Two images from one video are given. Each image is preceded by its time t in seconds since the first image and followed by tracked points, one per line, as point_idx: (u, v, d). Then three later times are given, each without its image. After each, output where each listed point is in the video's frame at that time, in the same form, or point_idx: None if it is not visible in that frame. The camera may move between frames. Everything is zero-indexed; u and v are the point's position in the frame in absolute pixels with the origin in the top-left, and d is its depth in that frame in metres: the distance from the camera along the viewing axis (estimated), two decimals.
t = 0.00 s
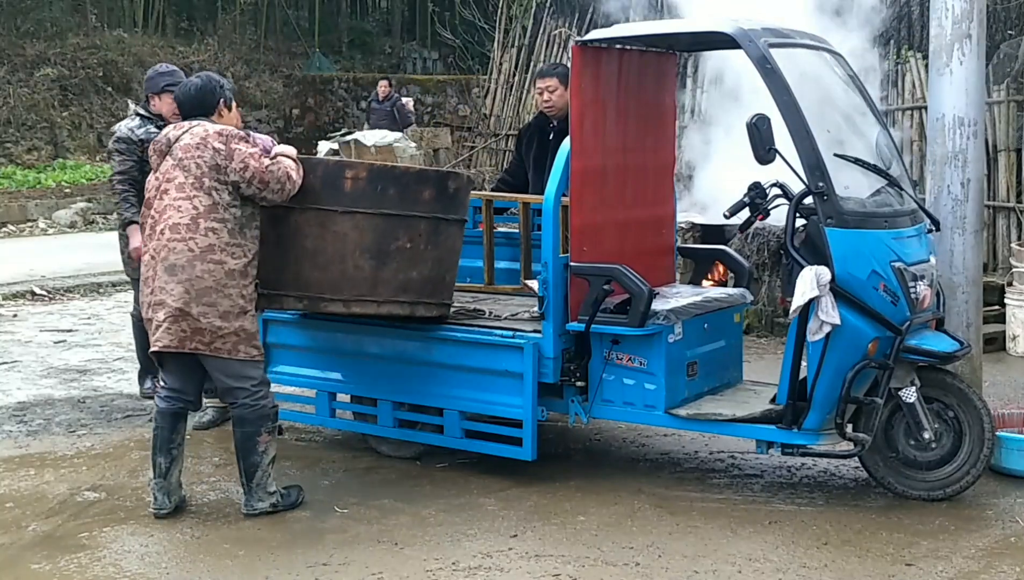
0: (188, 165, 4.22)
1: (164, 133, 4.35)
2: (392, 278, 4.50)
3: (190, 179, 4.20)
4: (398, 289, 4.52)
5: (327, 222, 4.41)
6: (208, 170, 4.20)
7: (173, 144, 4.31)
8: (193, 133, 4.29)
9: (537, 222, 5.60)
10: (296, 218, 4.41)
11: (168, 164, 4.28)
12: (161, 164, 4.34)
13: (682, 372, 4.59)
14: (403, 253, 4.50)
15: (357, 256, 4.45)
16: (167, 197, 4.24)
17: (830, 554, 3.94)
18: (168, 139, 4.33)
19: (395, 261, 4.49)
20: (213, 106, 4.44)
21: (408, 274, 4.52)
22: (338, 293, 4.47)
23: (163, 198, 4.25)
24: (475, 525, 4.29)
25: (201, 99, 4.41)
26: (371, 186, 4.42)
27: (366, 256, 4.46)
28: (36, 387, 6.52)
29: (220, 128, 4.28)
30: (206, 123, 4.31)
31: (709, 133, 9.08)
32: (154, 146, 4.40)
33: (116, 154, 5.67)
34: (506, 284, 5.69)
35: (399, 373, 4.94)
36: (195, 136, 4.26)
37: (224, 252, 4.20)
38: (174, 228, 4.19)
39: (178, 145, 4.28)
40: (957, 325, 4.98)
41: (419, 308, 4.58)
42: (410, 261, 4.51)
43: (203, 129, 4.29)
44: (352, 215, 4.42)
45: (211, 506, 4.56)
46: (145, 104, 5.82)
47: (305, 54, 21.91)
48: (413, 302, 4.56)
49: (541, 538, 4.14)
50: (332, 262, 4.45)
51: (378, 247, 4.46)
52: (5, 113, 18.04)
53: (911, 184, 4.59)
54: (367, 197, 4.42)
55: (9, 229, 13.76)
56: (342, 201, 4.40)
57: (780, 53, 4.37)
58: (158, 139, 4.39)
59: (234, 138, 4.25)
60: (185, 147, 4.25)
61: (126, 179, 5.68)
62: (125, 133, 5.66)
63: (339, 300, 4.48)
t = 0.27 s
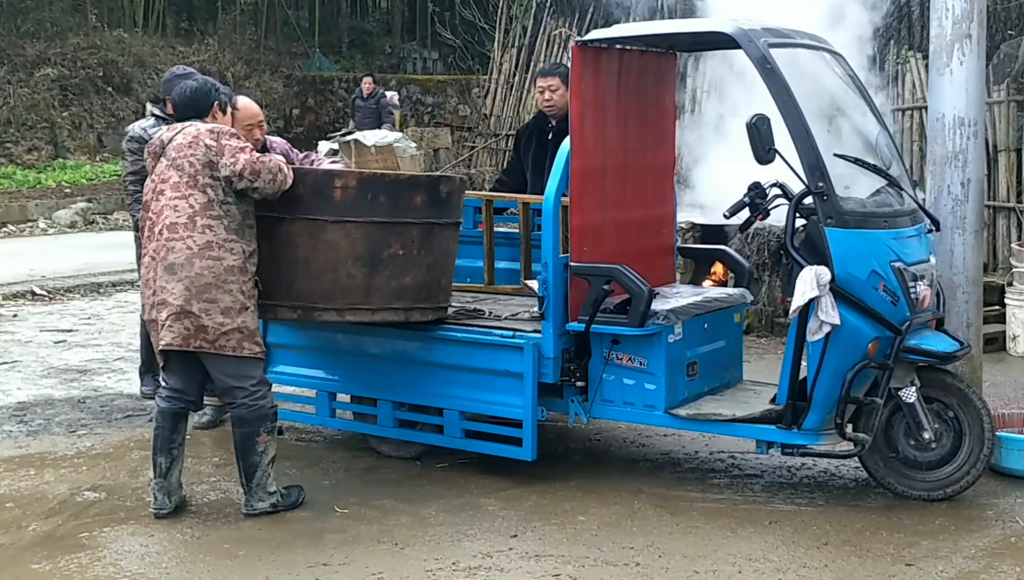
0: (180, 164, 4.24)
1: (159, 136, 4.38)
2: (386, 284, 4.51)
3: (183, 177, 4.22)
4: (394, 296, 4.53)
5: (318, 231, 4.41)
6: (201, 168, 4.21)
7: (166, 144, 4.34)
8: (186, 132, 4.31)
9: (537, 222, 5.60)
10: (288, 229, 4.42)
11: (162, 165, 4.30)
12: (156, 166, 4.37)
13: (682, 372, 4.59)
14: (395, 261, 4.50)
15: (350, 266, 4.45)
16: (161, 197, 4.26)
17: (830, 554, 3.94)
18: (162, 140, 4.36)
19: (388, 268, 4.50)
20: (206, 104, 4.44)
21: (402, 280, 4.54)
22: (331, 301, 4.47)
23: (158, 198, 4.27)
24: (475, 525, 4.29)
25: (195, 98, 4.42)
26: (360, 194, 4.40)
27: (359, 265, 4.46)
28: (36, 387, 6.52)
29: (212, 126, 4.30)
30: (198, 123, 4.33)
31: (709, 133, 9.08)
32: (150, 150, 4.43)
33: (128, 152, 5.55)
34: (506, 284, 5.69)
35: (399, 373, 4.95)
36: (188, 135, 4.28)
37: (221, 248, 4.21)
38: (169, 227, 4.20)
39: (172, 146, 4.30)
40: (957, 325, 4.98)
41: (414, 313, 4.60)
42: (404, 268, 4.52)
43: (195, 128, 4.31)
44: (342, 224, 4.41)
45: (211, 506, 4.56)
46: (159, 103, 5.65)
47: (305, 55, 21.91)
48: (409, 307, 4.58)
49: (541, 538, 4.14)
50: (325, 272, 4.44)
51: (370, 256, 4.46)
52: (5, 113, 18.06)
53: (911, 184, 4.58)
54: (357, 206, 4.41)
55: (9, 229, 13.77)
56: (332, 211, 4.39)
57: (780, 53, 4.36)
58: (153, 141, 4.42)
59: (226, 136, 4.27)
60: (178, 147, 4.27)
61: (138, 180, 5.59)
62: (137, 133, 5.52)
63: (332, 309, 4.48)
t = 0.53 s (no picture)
0: (176, 166, 4.23)
1: (156, 136, 4.37)
2: (385, 287, 4.51)
3: (178, 179, 4.21)
4: (393, 298, 4.53)
5: (318, 234, 4.40)
6: (197, 169, 4.20)
7: (163, 145, 4.33)
8: (183, 133, 4.30)
9: (537, 222, 5.60)
10: (287, 231, 4.42)
11: (158, 166, 4.29)
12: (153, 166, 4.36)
13: (682, 372, 4.58)
14: (393, 264, 4.50)
15: (350, 269, 4.45)
16: (156, 198, 4.25)
17: (830, 554, 3.94)
18: (160, 141, 4.35)
19: (387, 271, 4.50)
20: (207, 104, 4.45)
21: (402, 283, 4.53)
22: (331, 305, 4.48)
23: (154, 199, 4.27)
24: (475, 525, 4.29)
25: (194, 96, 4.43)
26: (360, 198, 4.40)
27: (358, 268, 4.46)
28: (36, 387, 6.52)
29: (208, 127, 4.28)
30: (195, 123, 4.31)
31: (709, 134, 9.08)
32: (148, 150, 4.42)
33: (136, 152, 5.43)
34: (506, 284, 5.68)
35: (399, 373, 4.95)
36: (184, 136, 4.26)
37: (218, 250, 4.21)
38: (165, 228, 4.20)
39: (168, 146, 4.29)
40: (957, 325, 4.98)
41: (414, 315, 4.60)
42: (403, 270, 4.52)
43: (192, 129, 4.30)
44: (342, 227, 4.41)
45: (211, 506, 4.56)
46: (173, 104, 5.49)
47: (305, 55, 21.87)
48: (408, 310, 4.58)
49: (542, 538, 4.14)
50: (325, 275, 4.45)
51: (369, 259, 4.46)
52: (5, 113, 18.07)
53: (911, 184, 4.58)
54: (356, 209, 4.40)
55: (9, 229, 13.77)
56: (331, 214, 4.39)
57: (780, 52, 4.36)
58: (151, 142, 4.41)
59: (222, 137, 4.25)
60: (174, 148, 4.26)
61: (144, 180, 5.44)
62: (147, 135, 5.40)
63: (331, 312, 4.49)
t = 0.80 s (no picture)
0: (191, 175, 4.21)
1: (177, 136, 4.35)
2: (387, 288, 4.51)
3: (190, 190, 4.20)
4: (394, 300, 4.53)
5: (320, 235, 4.41)
6: (207, 182, 4.19)
7: (182, 148, 4.31)
8: (202, 140, 4.27)
9: (537, 222, 5.60)
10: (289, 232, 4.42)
11: (175, 169, 4.28)
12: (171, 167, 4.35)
13: (682, 372, 4.58)
14: (395, 265, 4.50)
15: (352, 270, 4.45)
16: (167, 202, 4.24)
17: (830, 554, 3.94)
18: (180, 143, 4.33)
19: (389, 273, 4.50)
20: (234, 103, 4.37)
21: (403, 284, 4.53)
22: (333, 307, 4.49)
23: (165, 203, 4.26)
24: (475, 525, 4.29)
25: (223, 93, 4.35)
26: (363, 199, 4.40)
27: (360, 268, 4.46)
28: (36, 387, 6.52)
29: (227, 138, 4.24)
30: (217, 132, 4.28)
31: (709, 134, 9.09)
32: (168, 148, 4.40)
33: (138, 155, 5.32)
34: (506, 284, 5.68)
35: (400, 373, 4.95)
36: (202, 145, 4.24)
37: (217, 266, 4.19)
38: (171, 237, 4.20)
39: (186, 151, 4.27)
40: (957, 325, 4.98)
41: (414, 316, 4.60)
42: (404, 272, 4.52)
43: (212, 138, 4.26)
44: (344, 228, 4.41)
45: (212, 506, 4.56)
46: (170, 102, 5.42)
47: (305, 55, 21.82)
48: (409, 311, 4.58)
49: (542, 538, 4.14)
50: (327, 276, 4.45)
51: (371, 260, 4.46)
52: (5, 113, 18.08)
53: (911, 184, 4.58)
54: (359, 210, 4.41)
55: (9, 229, 13.77)
56: (334, 215, 4.40)
57: (780, 52, 4.36)
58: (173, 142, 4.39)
59: (238, 152, 4.22)
60: (191, 155, 4.24)
61: (145, 183, 5.33)
62: (149, 133, 5.30)
63: (333, 313, 4.50)
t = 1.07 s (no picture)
0: (232, 199, 4.18)
1: (218, 146, 4.26)
2: (398, 292, 4.53)
3: (226, 213, 4.17)
4: (402, 304, 4.56)
5: (335, 237, 4.38)
6: (242, 210, 4.17)
7: (223, 162, 4.23)
8: (248, 165, 4.21)
9: (537, 222, 5.60)
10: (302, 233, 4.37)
11: (212, 184, 4.23)
12: (206, 176, 4.28)
13: (683, 372, 4.58)
14: (409, 269, 4.52)
15: (365, 273, 4.44)
16: (200, 217, 4.20)
17: (830, 554, 3.94)
18: (220, 154, 4.24)
19: (403, 277, 4.51)
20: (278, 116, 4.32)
21: (411, 289, 4.55)
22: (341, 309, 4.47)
23: (197, 216, 4.21)
24: (475, 526, 4.29)
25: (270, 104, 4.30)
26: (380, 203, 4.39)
27: (372, 272, 4.46)
28: (36, 387, 6.52)
29: (275, 170, 4.19)
30: (267, 158, 4.23)
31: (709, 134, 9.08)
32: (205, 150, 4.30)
33: (133, 156, 5.27)
34: (506, 284, 5.68)
35: (400, 373, 4.94)
36: (249, 171, 4.19)
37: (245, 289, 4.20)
38: (199, 254, 4.18)
39: (229, 170, 4.22)
40: (957, 325, 4.98)
41: (420, 320, 4.63)
42: (414, 277, 4.55)
43: (260, 165, 4.21)
44: (359, 231, 4.40)
45: (212, 506, 4.56)
46: (156, 102, 5.39)
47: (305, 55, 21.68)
48: (416, 314, 4.60)
49: (542, 538, 4.14)
50: (338, 278, 4.43)
51: (385, 264, 4.46)
52: (5, 113, 18.09)
53: (911, 184, 4.58)
54: (376, 214, 4.40)
55: (9, 229, 13.77)
56: (351, 218, 4.38)
57: (780, 52, 4.36)
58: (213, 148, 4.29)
59: (283, 189, 4.18)
60: (235, 177, 4.19)
61: (144, 183, 5.27)
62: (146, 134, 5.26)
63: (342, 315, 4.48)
